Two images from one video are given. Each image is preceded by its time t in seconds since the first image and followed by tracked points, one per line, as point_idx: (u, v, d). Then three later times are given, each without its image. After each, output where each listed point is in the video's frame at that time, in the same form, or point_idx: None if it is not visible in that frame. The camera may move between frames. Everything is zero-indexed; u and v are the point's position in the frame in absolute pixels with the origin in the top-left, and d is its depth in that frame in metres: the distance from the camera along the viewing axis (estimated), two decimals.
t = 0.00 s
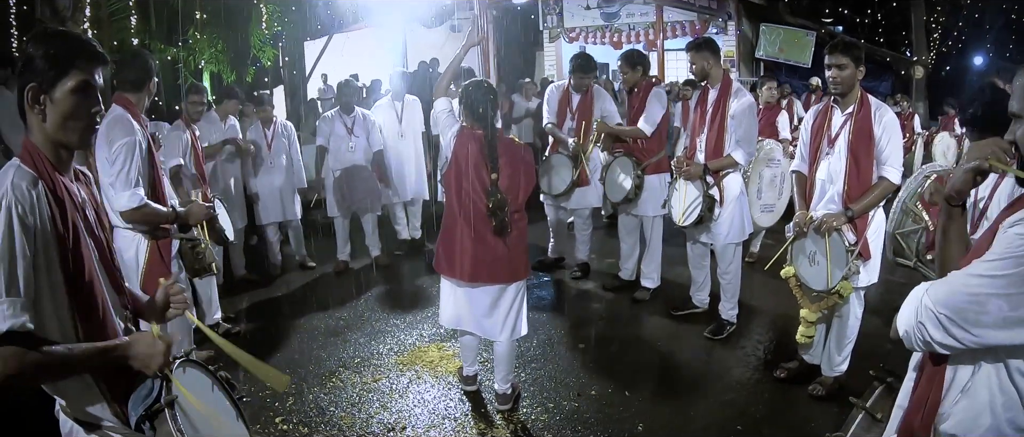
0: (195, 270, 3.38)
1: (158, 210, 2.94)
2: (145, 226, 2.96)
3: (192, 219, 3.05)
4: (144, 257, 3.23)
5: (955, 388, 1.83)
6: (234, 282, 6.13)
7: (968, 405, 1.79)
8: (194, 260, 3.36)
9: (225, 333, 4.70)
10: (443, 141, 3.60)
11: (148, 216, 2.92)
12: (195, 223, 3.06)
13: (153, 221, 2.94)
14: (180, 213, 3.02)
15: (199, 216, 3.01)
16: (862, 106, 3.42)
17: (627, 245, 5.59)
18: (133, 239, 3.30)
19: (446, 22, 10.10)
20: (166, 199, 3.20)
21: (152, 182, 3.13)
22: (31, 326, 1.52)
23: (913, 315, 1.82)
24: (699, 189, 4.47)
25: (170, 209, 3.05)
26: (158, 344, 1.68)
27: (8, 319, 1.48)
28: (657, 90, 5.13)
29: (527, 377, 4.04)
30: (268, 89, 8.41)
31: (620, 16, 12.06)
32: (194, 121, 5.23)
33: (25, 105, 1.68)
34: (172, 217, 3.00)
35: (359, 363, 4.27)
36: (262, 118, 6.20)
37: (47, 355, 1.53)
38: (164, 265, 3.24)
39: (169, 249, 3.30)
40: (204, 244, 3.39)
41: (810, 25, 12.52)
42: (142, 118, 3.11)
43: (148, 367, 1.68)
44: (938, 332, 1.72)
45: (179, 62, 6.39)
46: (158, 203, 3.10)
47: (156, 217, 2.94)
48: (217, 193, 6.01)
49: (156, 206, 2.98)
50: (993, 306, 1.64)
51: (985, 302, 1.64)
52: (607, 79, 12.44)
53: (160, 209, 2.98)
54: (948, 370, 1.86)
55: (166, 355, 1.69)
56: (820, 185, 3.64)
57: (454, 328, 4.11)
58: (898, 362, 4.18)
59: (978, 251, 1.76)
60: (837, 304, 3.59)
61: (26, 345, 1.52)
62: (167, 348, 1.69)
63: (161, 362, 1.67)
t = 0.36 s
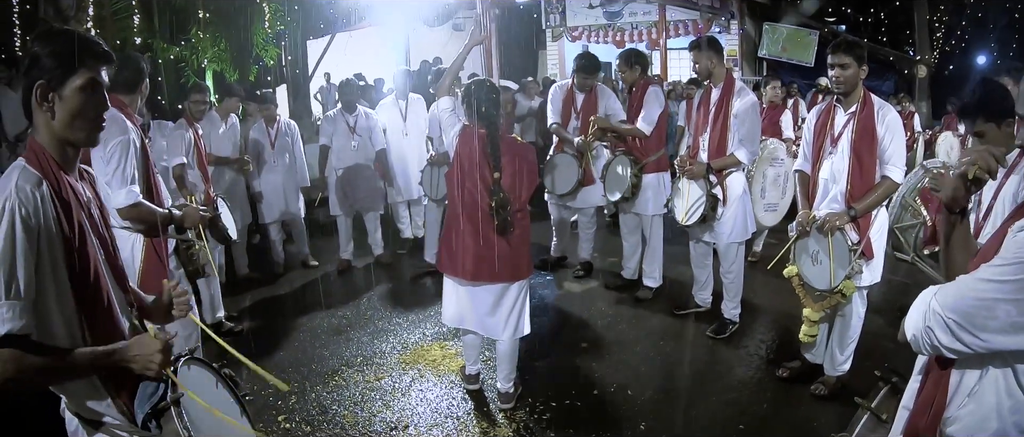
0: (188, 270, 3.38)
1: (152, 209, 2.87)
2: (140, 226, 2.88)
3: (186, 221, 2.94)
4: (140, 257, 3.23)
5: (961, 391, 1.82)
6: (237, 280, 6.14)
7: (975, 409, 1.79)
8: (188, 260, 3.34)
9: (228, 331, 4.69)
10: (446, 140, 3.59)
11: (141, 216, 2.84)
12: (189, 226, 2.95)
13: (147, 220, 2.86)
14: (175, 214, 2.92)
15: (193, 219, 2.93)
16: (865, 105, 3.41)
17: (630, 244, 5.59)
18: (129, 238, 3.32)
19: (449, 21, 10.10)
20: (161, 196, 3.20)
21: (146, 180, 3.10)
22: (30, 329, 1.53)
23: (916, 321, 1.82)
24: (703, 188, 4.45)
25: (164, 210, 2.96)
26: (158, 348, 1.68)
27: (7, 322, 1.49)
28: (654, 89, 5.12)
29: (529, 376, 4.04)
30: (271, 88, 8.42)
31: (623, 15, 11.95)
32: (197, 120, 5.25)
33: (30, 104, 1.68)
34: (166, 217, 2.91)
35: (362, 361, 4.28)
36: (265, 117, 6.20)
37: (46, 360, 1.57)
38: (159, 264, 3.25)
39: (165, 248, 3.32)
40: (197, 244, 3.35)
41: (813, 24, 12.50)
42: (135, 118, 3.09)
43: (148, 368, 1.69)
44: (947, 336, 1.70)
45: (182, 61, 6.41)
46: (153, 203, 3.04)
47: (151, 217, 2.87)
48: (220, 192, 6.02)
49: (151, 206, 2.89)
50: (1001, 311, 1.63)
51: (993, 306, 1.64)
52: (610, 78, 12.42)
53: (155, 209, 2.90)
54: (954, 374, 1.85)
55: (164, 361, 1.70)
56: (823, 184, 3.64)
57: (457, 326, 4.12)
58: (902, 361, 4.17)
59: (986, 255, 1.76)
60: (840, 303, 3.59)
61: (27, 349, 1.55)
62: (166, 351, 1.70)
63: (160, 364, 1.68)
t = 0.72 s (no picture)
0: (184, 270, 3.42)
1: (146, 207, 2.76)
2: (135, 226, 2.79)
3: (181, 222, 2.87)
4: (135, 253, 3.28)
5: (968, 396, 1.84)
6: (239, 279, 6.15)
7: (983, 413, 1.81)
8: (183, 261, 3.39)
9: (230, 330, 4.71)
10: (448, 139, 3.58)
11: (134, 214, 2.73)
12: (184, 227, 2.89)
13: (141, 220, 2.76)
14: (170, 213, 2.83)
15: (188, 218, 2.88)
16: (868, 103, 3.40)
17: (631, 243, 5.59)
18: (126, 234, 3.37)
19: (450, 20, 10.10)
20: (156, 197, 3.25)
21: (140, 180, 3.16)
22: (40, 323, 1.53)
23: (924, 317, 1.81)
24: (705, 187, 4.46)
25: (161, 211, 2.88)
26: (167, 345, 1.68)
27: (20, 315, 1.49)
28: (654, 90, 5.09)
29: (531, 375, 4.04)
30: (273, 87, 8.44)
31: (625, 14, 11.97)
32: (199, 119, 5.25)
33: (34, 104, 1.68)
34: (161, 217, 2.81)
35: (363, 360, 4.28)
36: (267, 116, 6.20)
37: (55, 352, 1.55)
38: (155, 261, 3.31)
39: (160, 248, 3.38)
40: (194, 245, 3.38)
41: (815, 23, 12.50)
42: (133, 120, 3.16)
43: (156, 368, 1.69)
44: (954, 340, 1.71)
45: (184, 61, 6.43)
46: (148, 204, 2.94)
47: (145, 216, 2.77)
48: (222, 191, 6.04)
49: (144, 205, 2.80)
50: (1008, 313, 1.63)
51: (1000, 308, 1.63)
52: (612, 78, 12.42)
53: (150, 209, 2.80)
54: (962, 377, 1.85)
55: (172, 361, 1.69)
56: (825, 183, 3.63)
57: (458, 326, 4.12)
58: (903, 361, 4.17)
59: (994, 255, 1.75)
60: (842, 302, 3.58)
61: (34, 342, 1.53)
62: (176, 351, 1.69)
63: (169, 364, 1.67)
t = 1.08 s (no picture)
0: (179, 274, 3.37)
1: (142, 212, 2.69)
2: (131, 229, 2.71)
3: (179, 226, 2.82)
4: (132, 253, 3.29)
5: (976, 397, 1.84)
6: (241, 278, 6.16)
7: (990, 414, 1.81)
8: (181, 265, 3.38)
9: (232, 329, 4.72)
10: (449, 139, 3.58)
11: (130, 219, 2.65)
12: (183, 230, 2.84)
13: (138, 224, 2.68)
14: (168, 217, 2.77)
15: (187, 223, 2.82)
16: (870, 103, 3.40)
17: (633, 242, 5.59)
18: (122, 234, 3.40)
19: (451, 20, 10.10)
20: (152, 202, 3.22)
21: (136, 185, 3.14)
22: (43, 321, 1.53)
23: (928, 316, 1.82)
24: (705, 187, 4.45)
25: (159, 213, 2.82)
26: (171, 348, 1.66)
27: (23, 314, 1.49)
28: (659, 89, 5.06)
29: (532, 375, 4.04)
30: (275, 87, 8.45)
31: (626, 14, 12.16)
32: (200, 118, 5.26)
33: (37, 103, 1.69)
34: (160, 221, 2.75)
35: (364, 360, 4.28)
36: (268, 115, 6.20)
37: (58, 351, 1.56)
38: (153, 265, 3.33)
39: (157, 251, 3.38)
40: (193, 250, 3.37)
41: (816, 23, 12.50)
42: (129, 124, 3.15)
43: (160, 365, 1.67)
44: (961, 339, 1.70)
45: (186, 60, 6.44)
46: (146, 210, 2.88)
47: (143, 220, 2.70)
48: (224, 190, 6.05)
49: (141, 209, 2.74)
50: (1013, 310, 1.62)
51: (1005, 306, 1.63)
52: (613, 77, 12.43)
53: (147, 212, 2.73)
54: (969, 378, 1.85)
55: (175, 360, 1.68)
56: (826, 183, 3.63)
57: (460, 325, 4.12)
58: (905, 361, 4.16)
59: (1000, 252, 1.75)
60: (844, 301, 3.58)
61: (36, 340, 1.54)
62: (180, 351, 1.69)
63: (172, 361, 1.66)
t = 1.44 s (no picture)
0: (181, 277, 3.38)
1: (140, 218, 2.70)
2: (129, 234, 2.71)
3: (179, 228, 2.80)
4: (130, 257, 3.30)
5: (976, 395, 1.84)
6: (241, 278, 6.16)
7: (992, 414, 1.81)
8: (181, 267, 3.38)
9: (232, 329, 4.71)
10: (449, 138, 3.57)
11: (130, 225, 2.67)
12: (182, 232, 2.82)
13: (138, 230, 2.68)
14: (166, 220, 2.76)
15: (186, 225, 2.80)
16: (870, 103, 3.40)
17: (633, 242, 5.58)
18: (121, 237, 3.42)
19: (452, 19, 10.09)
20: (151, 207, 3.16)
21: (132, 194, 3.13)
22: (43, 321, 1.52)
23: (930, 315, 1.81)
24: (706, 186, 4.46)
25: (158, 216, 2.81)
26: (172, 339, 1.68)
27: (23, 314, 1.48)
28: (665, 89, 5.08)
29: (533, 374, 4.05)
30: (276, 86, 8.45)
31: (626, 13, 12.09)
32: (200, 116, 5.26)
33: (39, 102, 1.69)
34: (158, 226, 2.74)
35: (365, 359, 4.28)
36: (269, 114, 6.20)
37: (57, 350, 1.55)
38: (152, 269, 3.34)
39: (155, 254, 3.39)
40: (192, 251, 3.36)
41: (817, 22, 12.49)
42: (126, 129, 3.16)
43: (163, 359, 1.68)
44: (961, 337, 1.70)
45: (186, 59, 6.44)
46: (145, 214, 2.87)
47: (141, 225, 2.70)
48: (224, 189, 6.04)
49: (140, 215, 2.74)
50: (1014, 309, 1.62)
51: (1006, 305, 1.63)
52: (613, 77, 12.42)
53: (145, 215, 2.73)
54: (970, 376, 1.86)
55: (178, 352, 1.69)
56: (826, 182, 3.63)
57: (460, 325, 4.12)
58: (906, 360, 4.16)
59: (1001, 252, 1.75)
60: (844, 301, 3.58)
61: (37, 339, 1.53)
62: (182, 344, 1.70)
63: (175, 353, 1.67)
